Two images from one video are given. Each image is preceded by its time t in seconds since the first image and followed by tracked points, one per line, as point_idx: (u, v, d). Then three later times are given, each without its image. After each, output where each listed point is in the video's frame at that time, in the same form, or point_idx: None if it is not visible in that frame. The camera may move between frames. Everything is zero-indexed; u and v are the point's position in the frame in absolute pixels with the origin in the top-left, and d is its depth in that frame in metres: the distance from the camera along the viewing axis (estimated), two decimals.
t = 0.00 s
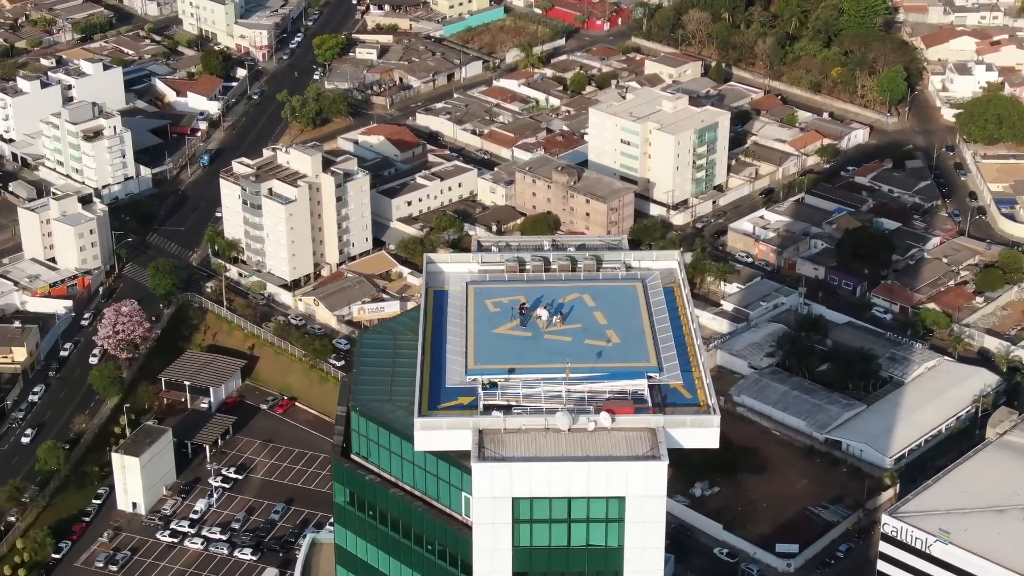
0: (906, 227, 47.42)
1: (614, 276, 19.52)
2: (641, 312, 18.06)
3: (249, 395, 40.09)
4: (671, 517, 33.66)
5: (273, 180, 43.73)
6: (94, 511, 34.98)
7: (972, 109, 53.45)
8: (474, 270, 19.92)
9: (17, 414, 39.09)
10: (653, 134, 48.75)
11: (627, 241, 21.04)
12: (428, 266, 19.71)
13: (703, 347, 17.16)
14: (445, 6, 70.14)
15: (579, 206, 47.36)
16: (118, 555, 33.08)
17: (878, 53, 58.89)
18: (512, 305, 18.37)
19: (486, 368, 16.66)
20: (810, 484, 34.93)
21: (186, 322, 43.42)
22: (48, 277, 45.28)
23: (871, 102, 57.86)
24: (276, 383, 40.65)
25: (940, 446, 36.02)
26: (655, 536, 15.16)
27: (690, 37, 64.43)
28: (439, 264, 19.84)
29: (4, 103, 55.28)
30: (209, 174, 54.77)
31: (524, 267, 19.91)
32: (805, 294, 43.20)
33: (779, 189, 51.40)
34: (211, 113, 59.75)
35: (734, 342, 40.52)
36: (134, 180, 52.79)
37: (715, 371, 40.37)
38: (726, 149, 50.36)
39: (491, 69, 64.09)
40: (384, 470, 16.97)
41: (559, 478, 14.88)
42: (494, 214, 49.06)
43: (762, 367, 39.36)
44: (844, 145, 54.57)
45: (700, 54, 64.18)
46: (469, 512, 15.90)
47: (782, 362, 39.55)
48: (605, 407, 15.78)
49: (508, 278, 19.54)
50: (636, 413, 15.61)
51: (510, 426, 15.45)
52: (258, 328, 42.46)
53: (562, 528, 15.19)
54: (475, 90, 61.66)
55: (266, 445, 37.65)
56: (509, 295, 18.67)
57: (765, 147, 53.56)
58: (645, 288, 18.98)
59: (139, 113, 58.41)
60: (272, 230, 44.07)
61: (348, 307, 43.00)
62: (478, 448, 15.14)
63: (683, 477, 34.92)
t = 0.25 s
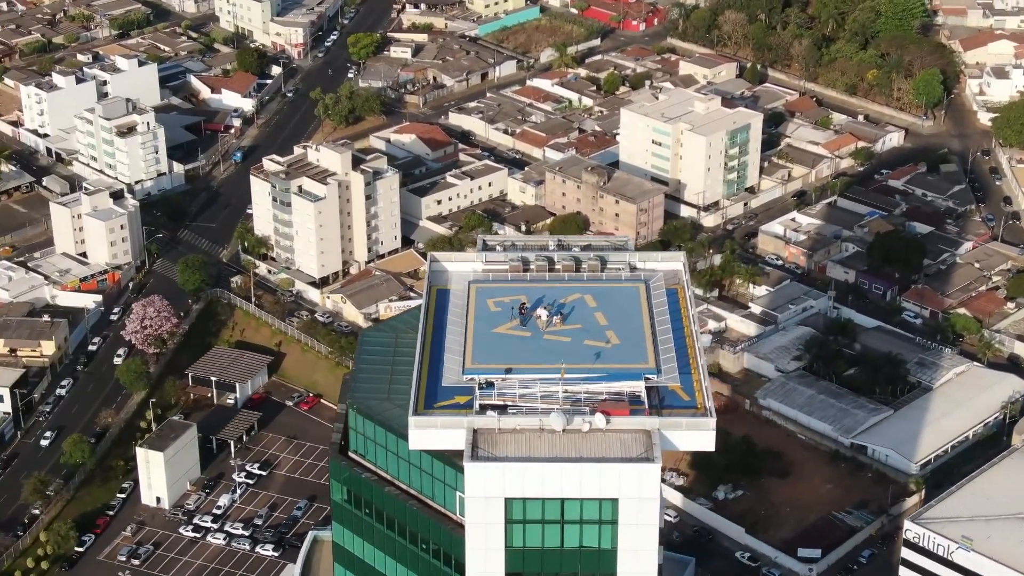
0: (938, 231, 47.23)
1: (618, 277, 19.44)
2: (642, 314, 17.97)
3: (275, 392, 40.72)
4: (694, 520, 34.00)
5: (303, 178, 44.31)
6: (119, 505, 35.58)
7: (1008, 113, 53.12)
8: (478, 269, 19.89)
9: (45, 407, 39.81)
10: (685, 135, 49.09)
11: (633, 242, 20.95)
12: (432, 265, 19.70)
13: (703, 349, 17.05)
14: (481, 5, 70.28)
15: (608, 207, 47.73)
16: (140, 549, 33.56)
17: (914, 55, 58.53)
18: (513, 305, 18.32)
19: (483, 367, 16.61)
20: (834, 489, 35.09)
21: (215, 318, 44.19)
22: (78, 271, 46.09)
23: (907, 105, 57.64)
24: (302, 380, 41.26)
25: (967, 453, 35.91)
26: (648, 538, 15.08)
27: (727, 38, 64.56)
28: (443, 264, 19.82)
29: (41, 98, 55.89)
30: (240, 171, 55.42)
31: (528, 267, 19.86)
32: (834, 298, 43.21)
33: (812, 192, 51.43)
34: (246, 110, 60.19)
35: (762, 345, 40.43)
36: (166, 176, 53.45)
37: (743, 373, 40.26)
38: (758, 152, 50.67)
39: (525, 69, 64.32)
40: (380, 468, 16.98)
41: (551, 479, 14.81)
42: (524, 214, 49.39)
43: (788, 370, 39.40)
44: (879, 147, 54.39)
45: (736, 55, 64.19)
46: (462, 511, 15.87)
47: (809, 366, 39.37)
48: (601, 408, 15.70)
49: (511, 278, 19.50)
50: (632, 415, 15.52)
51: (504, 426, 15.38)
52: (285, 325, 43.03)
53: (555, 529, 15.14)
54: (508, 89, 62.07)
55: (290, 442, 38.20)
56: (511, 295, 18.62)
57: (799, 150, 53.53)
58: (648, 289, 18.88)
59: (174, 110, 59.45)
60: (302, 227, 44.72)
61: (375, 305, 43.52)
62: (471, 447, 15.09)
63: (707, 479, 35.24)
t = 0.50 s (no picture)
0: (971, 236, 47.94)
1: (622, 278, 19.35)
2: (643, 315, 17.87)
3: (301, 389, 42.03)
4: (716, 523, 35.08)
5: (332, 175, 45.60)
6: (143, 498, 36.90)
7: None
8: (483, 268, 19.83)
9: (73, 401, 41.26)
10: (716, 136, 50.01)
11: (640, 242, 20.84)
12: (436, 264, 19.67)
13: (703, 351, 16.93)
14: (517, 5, 71.84)
15: (638, 207, 49.02)
16: (162, 544, 34.80)
17: (951, 58, 59.61)
18: (514, 304, 18.27)
19: (481, 366, 16.58)
20: (859, 494, 35.95)
21: (243, 315, 45.70)
22: (109, 266, 47.60)
23: (943, 109, 58.44)
24: (327, 378, 42.68)
25: (994, 459, 36.63)
26: (642, 541, 14.98)
27: (763, 40, 65.68)
28: (447, 262, 19.78)
29: (77, 93, 58.08)
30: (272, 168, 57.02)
31: (533, 266, 19.79)
32: (863, 302, 44.00)
33: (844, 195, 52.23)
34: (279, 108, 62.10)
35: (789, 349, 41.39)
36: (199, 173, 55.10)
37: (770, 376, 41.13)
38: (790, 153, 51.56)
39: (559, 69, 65.82)
40: (377, 467, 17.01)
41: (544, 480, 14.76)
42: (554, 214, 50.62)
43: (815, 374, 40.26)
44: (913, 151, 55.34)
45: (771, 56, 65.26)
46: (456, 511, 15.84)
47: (836, 370, 40.08)
48: (597, 410, 15.63)
49: (514, 277, 19.44)
50: (628, 417, 15.45)
51: (499, 426, 15.35)
52: (312, 323, 44.66)
53: (548, 530, 15.08)
54: (543, 88, 63.47)
55: (314, 438, 39.46)
56: (513, 294, 18.57)
57: (833, 152, 54.36)
58: (652, 290, 18.78)
59: (207, 107, 61.25)
60: (331, 225, 45.93)
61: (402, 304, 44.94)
62: (465, 447, 15.07)
63: (730, 483, 36.33)
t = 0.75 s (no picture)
0: (1004, 241, 48.37)
1: (624, 279, 19.26)
2: (644, 317, 17.77)
3: (326, 385, 42.86)
4: (738, 528, 35.76)
5: (361, 174, 46.81)
6: (167, 494, 37.82)
7: None
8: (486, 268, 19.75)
9: (100, 395, 42.46)
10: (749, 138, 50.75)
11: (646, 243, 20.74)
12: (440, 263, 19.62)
13: (702, 354, 16.82)
14: (552, 5, 73.91)
15: (667, 208, 50.04)
16: (185, 539, 35.71)
17: (989, 63, 60.79)
18: (515, 304, 18.20)
19: (478, 366, 16.52)
20: (884, 499, 36.56)
21: (272, 312, 46.84)
22: (140, 262, 49.06)
23: (979, 113, 59.35)
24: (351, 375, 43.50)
25: (1020, 467, 37.05)
26: (636, 543, 14.90)
27: (799, 41, 67.02)
28: (451, 261, 19.71)
29: (112, 89, 59.90)
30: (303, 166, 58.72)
31: (536, 266, 19.71)
32: (894, 307, 44.82)
33: (877, 199, 52.98)
34: (313, 106, 63.54)
35: (817, 353, 42.34)
36: (232, 169, 56.56)
37: (797, 380, 42.19)
38: (822, 156, 52.19)
39: (593, 69, 67.42)
40: (373, 465, 17.02)
41: (537, 480, 14.70)
42: (583, 214, 51.80)
43: (843, 378, 41.17)
44: (948, 154, 56.00)
45: (807, 58, 66.69)
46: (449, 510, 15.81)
47: (864, 374, 40.99)
48: (594, 411, 15.56)
49: (517, 277, 19.37)
50: (624, 418, 15.38)
51: (493, 425, 15.31)
52: (341, 321, 45.85)
53: (541, 531, 15.04)
54: (576, 89, 64.94)
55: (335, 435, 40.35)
56: (514, 294, 18.50)
57: (868, 155, 55.02)
58: (654, 292, 18.68)
59: (242, 104, 62.94)
60: (360, 223, 47.15)
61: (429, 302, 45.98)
62: (459, 446, 15.05)
63: (753, 488, 36.89)
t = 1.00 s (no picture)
0: None
1: (628, 280, 19.17)
2: (645, 319, 17.67)
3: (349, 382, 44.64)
4: (761, 532, 37.18)
5: (391, 172, 48.56)
6: (190, 490, 39.44)
7: None
8: (491, 267, 19.70)
9: (128, 390, 44.55)
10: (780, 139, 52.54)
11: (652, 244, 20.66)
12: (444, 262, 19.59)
13: (702, 357, 16.70)
14: (589, 5, 76.67)
15: (698, 210, 51.77)
16: (208, 534, 37.26)
17: None
18: (517, 304, 18.15)
19: (476, 365, 16.49)
20: (909, 506, 37.85)
21: (299, 309, 49.03)
22: (170, 258, 51.51)
23: (1015, 118, 61.01)
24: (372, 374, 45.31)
25: None
26: (629, 545, 14.83)
27: (836, 43, 68.61)
28: (456, 260, 19.67)
29: (147, 86, 62.83)
30: (335, 163, 61.22)
31: (541, 266, 19.64)
32: (923, 312, 46.28)
33: (910, 203, 54.79)
34: (347, 104, 66.49)
35: (845, 357, 43.70)
36: (264, 167, 59.24)
37: (825, 384, 43.49)
38: (855, 159, 53.75)
39: (627, 69, 69.70)
40: (370, 463, 17.04)
41: (529, 481, 14.66)
42: (613, 215, 53.94)
43: (871, 383, 42.52)
44: (984, 159, 57.62)
45: (844, 60, 68.46)
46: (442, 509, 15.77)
47: (892, 379, 42.44)
48: (589, 413, 15.50)
49: (521, 277, 19.31)
50: (619, 420, 15.31)
51: (487, 425, 15.28)
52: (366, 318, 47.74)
53: (534, 532, 14.99)
54: (610, 89, 67.17)
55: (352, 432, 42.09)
56: (517, 294, 18.45)
57: (903, 159, 56.76)
58: (658, 294, 18.57)
59: (276, 101, 66.10)
60: (390, 221, 48.91)
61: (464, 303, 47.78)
62: (453, 446, 15.02)
63: (778, 492, 38.34)
